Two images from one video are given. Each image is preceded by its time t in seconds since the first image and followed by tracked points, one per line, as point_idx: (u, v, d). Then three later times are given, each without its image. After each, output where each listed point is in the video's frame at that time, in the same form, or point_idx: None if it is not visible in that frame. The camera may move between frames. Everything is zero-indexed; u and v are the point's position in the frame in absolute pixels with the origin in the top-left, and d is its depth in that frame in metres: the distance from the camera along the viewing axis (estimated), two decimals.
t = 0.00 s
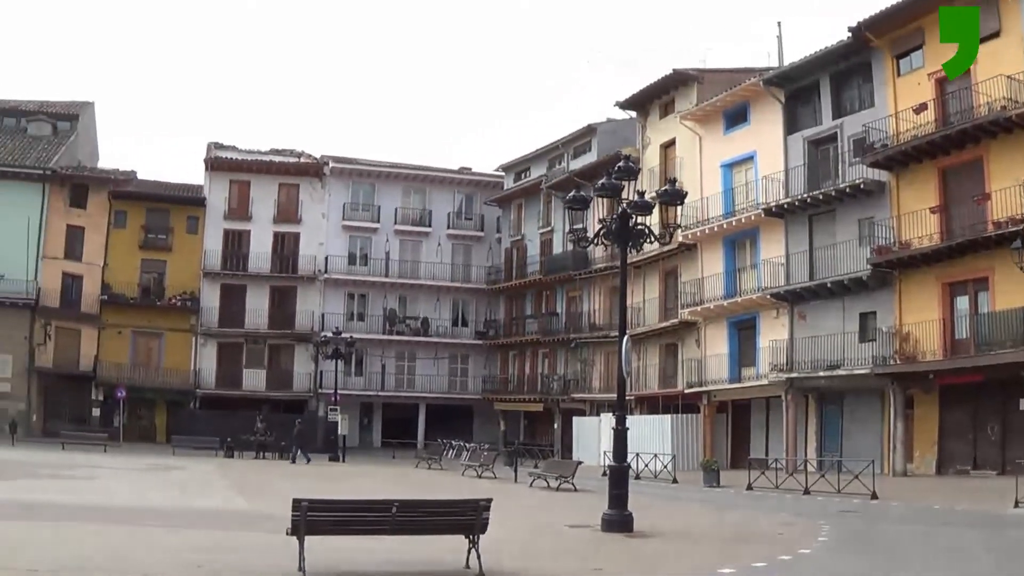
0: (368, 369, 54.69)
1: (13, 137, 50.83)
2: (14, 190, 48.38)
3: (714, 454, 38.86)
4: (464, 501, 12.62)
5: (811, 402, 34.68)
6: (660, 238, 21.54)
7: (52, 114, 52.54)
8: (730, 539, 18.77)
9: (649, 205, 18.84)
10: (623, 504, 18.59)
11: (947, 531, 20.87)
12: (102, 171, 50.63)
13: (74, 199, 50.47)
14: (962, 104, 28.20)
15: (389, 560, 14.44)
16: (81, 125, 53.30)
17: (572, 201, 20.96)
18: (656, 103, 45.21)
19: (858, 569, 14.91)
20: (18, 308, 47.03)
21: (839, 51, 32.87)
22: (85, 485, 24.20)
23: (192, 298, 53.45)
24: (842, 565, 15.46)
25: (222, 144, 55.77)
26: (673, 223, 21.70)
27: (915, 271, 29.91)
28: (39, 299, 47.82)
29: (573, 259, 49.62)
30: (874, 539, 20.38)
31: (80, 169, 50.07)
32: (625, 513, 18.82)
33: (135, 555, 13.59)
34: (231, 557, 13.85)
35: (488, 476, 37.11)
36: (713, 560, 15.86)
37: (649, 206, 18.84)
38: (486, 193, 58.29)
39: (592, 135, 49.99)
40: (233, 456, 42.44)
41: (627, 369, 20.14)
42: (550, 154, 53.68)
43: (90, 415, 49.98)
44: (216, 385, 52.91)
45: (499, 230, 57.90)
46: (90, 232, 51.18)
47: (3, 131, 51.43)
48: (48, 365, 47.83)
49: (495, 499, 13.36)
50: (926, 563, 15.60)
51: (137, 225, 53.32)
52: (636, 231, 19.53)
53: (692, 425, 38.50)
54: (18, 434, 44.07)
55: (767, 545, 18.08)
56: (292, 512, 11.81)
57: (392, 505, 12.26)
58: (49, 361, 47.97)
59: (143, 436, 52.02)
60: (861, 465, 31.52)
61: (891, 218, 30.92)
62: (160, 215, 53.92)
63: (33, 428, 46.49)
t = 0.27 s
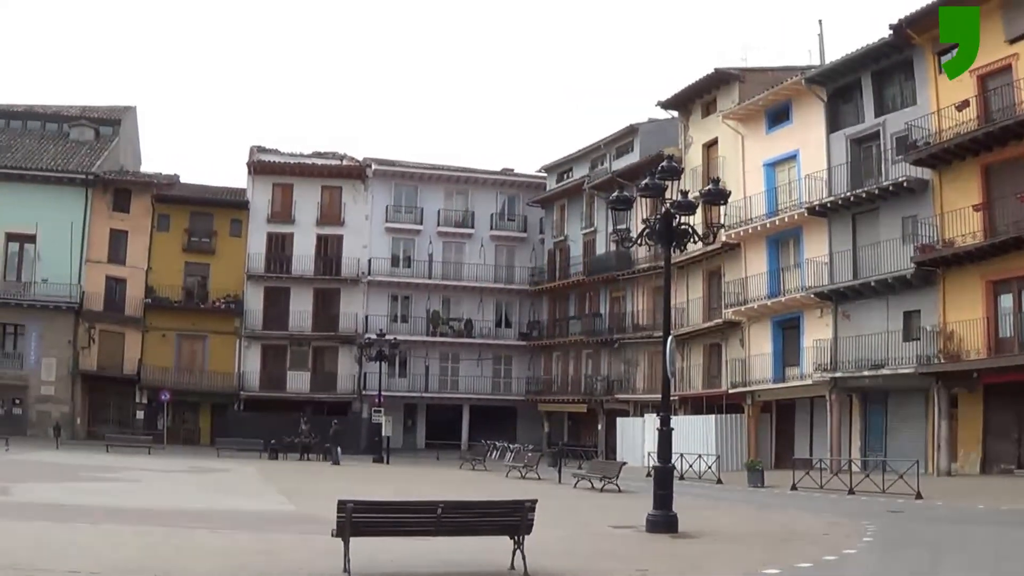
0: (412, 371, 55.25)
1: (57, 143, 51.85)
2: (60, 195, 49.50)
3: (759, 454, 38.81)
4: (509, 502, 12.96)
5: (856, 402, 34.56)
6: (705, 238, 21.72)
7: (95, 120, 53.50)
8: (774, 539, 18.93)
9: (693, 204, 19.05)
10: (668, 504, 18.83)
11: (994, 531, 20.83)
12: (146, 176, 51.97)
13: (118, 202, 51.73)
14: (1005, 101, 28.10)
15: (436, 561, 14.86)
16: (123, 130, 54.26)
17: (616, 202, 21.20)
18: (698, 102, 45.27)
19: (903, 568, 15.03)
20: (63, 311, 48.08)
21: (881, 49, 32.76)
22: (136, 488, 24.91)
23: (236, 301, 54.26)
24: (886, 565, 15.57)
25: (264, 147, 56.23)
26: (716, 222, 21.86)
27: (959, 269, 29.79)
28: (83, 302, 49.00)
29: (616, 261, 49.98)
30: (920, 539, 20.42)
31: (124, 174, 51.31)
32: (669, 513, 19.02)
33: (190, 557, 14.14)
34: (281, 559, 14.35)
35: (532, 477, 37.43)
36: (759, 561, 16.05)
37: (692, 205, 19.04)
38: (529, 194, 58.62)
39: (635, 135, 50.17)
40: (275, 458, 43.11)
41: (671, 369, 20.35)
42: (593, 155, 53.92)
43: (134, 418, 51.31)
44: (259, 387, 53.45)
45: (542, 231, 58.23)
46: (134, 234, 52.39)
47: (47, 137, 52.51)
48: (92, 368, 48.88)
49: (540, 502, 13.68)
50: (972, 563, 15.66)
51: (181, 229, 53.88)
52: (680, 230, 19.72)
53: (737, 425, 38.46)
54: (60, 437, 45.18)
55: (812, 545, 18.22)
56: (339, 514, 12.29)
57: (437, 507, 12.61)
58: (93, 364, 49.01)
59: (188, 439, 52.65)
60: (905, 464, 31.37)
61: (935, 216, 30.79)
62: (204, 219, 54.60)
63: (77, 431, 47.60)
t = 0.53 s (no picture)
0: (459, 373, 55.83)
1: (103, 148, 53.09)
2: (106, 200, 50.52)
3: (806, 454, 38.74)
4: (556, 503, 13.21)
5: (903, 400, 34.40)
6: (751, 236, 21.87)
7: (140, 124, 54.68)
8: (822, 539, 19.05)
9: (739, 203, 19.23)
10: (715, 504, 19.01)
11: None
12: (191, 181, 52.55)
13: (164, 206, 52.42)
14: None
15: (484, 562, 15.20)
16: (167, 134, 55.38)
17: (662, 201, 21.43)
18: (743, 101, 45.26)
19: (950, 568, 15.11)
20: (109, 315, 49.20)
21: (925, 45, 32.64)
22: (189, 490, 25.63)
23: (282, 304, 54.77)
24: (934, 564, 15.66)
25: (310, 151, 57.03)
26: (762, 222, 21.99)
27: (1007, 266, 29.59)
28: (129, 306, 50.06)
29: (661, 261, 50.07)
30: (970, 538, 20.40)
31: (170, 179, 52.04)
32: (717, 513, 19.14)
33: (245, 559, 14.63)
34: (333, 560, 14.79)
35: (580, 477, 37.75)
36: (807, 560, 16.23)
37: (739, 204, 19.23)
38: (574, 195, 58.93)
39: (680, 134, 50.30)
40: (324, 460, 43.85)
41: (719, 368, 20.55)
42: (638, 155, 54.11)
43: (181, 420, 52.18)
44: (307, 389, 54.01)
45: (588, 232, 58.51)
46: (180, 238, 53.13)
47: (94, 142, 53.78)
48: (139, 372, 49.95)
49: (588, 503, 13.92)
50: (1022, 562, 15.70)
51: (227, 233, 54.52)
52: (726, 230, 19.90)
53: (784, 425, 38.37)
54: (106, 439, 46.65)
55: (860, 544, 18.33)
56: (387, 515, 12.63)
57: (486, 508, 12.95)
58: (139, 368, 50.06)
59: (235, 442, 53.34)
60: (952, 463, 31.20)
61: (982, 213, 30.66)
62: (250, 222, 55.17)
63: (124, 434, 48.79)
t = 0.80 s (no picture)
0: (502, 373, 55.46)
1: (145, 152, 53.18)
2: (148, 204, 49.96)
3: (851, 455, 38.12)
4: (600, 504, 13.04)
5: (947, 399, 33.72)
6: (796, 235, 21.48)
7: (182, 129, 54.85)
8: (870, 538, 18.65)
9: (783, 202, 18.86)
10: (761, 504, 18.67)
11: None
12: (233, 184, 51.67)
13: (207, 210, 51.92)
14: None
15: (526, 563, 15.05)
16: (209, 138, 55.47)
17: (706, 199, 21.09)
18: (784, 98, 44.76)
19: (1005, 568, 14.68)
20: (153, 319, 48.68)
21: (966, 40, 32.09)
22: (232, 492, 25.63)
23: (326, 306, 54.33)
24: (987, 564, 15.24)
25: (351, 152, 56.80)
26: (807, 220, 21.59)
27: None
28: (173, 310, 49.43)
29: (705, 260, 49.68)
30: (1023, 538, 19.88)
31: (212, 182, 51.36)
32: (763, 514, 18.81)
33: (285, 561, 14.57)
34: (374, 563, 14.70)
35: (623, 478, 37.43)
36: (856, 560, 15.86)
37: (782, 202, 18.86)
38: (617, 195, 58.48)
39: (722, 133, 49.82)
40: (368, 461, 43.79)
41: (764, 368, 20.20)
42: (679, 154, 53.70)
43: (226, 423, 52.02)
44: (351, 392, 53.53)
45: (630, 232, 58.08)
46: (224, 242, 52.49)
47: (136, 146, 53.93)
48: (183, 375, 49.49)
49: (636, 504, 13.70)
50: None
51: (270, 236, 54.14)
52: (771, 229, 19.54)
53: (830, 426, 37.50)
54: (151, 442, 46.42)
55: (909, 544, 17.91)
56: (433, 516, 12.67)
57: (531, 508, 12.83)
58: (183, 371, 49.59)
59: (279, 444, 52.79)
60: (999, 462, 30.51)
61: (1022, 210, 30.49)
62: (294, 225, 54.86)
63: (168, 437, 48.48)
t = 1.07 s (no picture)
0: (547, 374, 55.19)
1: (189, 156, 53.44)
2: (192, 207, 49.59)
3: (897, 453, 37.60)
4: (648, 504, 12.99)
5: (994, 397, 33.11)
6: (842, 235, 21.14)
7: (225, 133, 55.17)
8: (919, 538, 18.34)
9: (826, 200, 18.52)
10: (806, 504, 18.43)
11: None
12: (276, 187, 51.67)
13: (252, 214, 51.76)
14: None
15: (570, 564, 15.02)
16: (252, 142, 55.82)
17: (751, 199, 20.88)
18: (826, 96, 44.24)
19: None
20: (199, 323, 48.33)
21: (1007, 36, 31.52)
22: (278, 495, 25.73)
23: (370, 308, 53.90)
24: None
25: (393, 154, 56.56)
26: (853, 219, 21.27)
27: None
28: (218, 313, 49.16)
29: (750, 260, 49.25)
30: None
31: (256, 186, 51.16)
32: (810, 513, 18.63)
33: (331, 563, 14.63)
34: (418, 565, 14.68)
35: (670, 478, 37.20)
36: (903, 560, 15.60)
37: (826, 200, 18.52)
38: (660, 194, 58.07)
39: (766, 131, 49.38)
40: (415, 463, 43.87)
41: (810, 368, 19.93)
42: (723, 153, 53.32)
43: (271, 426, 51.48)
44: (396, 393, 53.16)
45: (675, 232, 57.69)
46: (268, 245, 52.46)
47: (180, 150, 54.24)
48: (228, 378, 49.33)
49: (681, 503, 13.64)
50: None
51: (315, 238, 53.70)
52: (815, 228, 19.21)
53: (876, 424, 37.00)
54: (196, 444, 45.79)
55: (958, 543, 17.58)
56: (480, 518, 12.56)
57: (577, 510, 12.75)
58: (229, 374, 49.47)
59: (325, 447, 52.31)
60: None
61: None
62: (338, 228, 54.41)
63: (214, 440, 48.08)
